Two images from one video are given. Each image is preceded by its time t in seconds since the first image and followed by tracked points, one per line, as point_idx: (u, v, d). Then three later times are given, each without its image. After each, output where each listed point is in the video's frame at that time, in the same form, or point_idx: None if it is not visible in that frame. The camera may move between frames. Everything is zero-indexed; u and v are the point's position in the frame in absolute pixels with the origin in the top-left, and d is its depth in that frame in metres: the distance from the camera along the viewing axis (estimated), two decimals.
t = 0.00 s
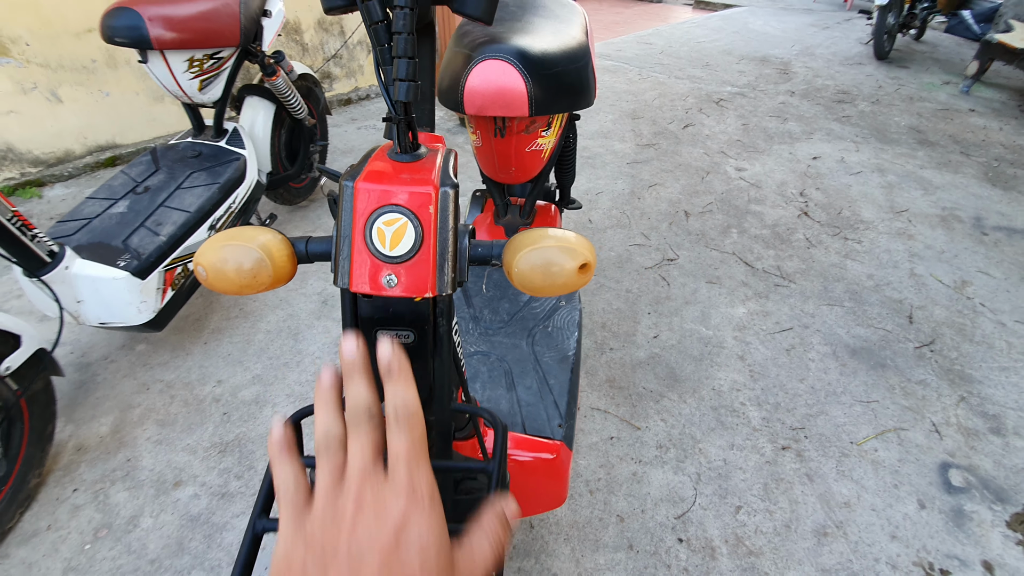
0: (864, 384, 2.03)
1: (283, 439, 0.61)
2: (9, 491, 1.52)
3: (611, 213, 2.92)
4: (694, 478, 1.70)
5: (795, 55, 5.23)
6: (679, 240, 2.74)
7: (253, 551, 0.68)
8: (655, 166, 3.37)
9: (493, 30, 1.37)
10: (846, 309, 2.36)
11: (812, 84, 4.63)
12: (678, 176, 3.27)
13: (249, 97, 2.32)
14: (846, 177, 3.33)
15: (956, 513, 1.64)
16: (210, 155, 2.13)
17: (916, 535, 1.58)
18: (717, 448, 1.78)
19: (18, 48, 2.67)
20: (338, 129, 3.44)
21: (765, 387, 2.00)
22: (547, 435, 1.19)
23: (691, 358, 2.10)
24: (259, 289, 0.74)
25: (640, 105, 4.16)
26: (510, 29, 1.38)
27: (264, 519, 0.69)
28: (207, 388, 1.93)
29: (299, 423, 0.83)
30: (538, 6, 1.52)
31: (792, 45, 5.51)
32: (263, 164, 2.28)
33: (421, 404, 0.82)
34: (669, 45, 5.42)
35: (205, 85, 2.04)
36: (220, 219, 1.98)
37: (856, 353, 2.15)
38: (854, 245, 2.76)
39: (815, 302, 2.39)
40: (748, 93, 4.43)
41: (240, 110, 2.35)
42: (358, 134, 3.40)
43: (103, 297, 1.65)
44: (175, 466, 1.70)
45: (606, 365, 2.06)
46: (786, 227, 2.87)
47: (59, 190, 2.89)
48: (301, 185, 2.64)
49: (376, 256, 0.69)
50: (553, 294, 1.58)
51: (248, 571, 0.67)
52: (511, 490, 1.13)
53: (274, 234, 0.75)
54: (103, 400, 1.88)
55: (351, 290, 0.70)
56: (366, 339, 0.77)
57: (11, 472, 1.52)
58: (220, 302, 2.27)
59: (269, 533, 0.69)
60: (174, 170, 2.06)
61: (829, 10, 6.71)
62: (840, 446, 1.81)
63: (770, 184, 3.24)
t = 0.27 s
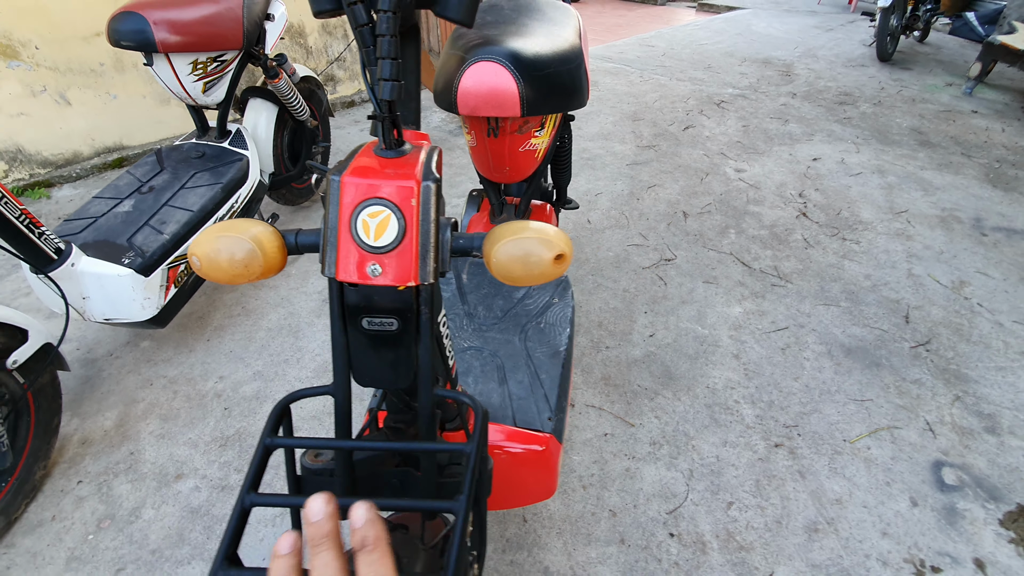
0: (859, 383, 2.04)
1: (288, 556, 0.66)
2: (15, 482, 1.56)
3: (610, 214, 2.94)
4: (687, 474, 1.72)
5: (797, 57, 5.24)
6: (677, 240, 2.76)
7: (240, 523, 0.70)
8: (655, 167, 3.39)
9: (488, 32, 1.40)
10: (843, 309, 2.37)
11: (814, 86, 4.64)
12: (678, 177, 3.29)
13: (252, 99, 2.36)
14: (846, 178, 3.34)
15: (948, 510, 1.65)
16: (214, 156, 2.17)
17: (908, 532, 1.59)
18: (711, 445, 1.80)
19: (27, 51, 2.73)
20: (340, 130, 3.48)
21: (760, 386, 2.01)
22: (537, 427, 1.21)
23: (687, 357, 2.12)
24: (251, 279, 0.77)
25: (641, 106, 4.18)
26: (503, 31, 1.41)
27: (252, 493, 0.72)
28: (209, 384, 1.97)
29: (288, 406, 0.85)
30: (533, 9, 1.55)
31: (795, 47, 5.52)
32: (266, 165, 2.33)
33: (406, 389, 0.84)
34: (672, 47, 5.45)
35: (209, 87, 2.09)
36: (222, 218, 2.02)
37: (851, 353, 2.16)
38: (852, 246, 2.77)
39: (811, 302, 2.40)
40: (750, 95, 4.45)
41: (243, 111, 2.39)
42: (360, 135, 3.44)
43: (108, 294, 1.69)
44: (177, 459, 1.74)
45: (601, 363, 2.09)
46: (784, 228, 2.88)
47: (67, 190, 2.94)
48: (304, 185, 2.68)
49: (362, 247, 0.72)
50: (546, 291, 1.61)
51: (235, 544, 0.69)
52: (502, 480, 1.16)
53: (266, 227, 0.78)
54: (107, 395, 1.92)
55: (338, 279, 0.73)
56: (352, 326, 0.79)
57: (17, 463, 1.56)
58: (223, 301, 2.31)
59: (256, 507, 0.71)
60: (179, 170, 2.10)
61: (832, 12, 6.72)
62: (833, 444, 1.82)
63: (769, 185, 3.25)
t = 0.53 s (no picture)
0: (856, 386, 2.05)
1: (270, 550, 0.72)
2: (20, 480, 1.58)
3: (609, 217, 2.96)
4: (682, 476, 1.73)
5: (800, 60, 5.25)
6: (676, 243, 2.78)
7: (230, 515, 0.73)
8: (655, 170, 3.41)
9: (484, 39, 1.43)
10: (841, 312, 2.38)
11: (816, 89, 4.65)
12: (678, 180, 3.31)
13: (256, 103, 2.39)
14: (846, 182, 3.34)
15: (943, 514, 1.65)
16: (217, 160, 2.20)
17: (902, 535, 1.60)
18: (706, 447, 1.81)
19: (35, 56, 2.77)
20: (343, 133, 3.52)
21: (756, 389, 2.03)
22: (530, 428, 1.23)
23: (684, 360, 2.13)
24: (243, 281, 0.79)
25: (642, 110, 4.20)
26: (499, 38, 1.43)
27: (242, 487, 0.74)
28: (210, 384, 2.00)
29: (280, 404, 0.88)
30: (530, 16, 1.57)
31: (797, 50, 5.53)
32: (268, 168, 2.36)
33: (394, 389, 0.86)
34: (674, 51, 5.46)
35: (213, 91, 2.12)
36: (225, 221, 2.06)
37: (849, 356, 2.17)
38: (851, 249, 2.77)
39: (809, 305, 2.41)
40: (751, 98, 4.46)
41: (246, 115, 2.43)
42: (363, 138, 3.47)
43: (112, 295, 1.72)
44: (178, 458, 1.77)
45: (599, 365, 2.10)
46: (784, 231, 2.89)
47: (73, 193, 2.97)
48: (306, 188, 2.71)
49: (350, 250, 0.75)
50: (542, 294, 1.63)
51: (224, 534, 0.72)
52: (495, 480, 1.17)
53: (260, 231, 0.81)
54: (111, 395, 1.95)
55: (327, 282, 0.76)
56: (341, 327, 0.82)
57: (22, 461, 1.59)
58: (225, 302, 2.34)
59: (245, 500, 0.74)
60: (182, 173, 2.13)
61: (836, 15, 6.72)
62: (828, 447, 1.83)
63: (769, 188, 3.26)
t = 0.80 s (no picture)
0: (858, 391, 2.06)
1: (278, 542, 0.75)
2: (32, 477, 1.61)
3: (613, 220, 2.97)
4: (683, 479, 1.74)
5: (806, 64, 5.24)
6: (679, 247, 2.79)
7: (236, 510, 0.75)
8: (659, 174, 3.42)
9: (487, 46, 1.45)
10: (844, 317, 2.38)
11: (822, 93, 4.64)
12: (682, 184, 3.31)
13: (263, 107, 2.43)
14: (852, 186, 3.34)
15: (943, 518, 1.66)
16: (225, 164, 2.24)
17: (902, 539, 1.60)
18: (707, 450, 1.83)
19: (49, 61, 2.83)
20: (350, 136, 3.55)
21: (758, 393, 2.03)
22: (530, 429, 1.25)
23: (686, 363, 2.14)
24: (250, 285, 0.81)
25: (647, 113, 4.21)
26: (502, 46, 1.45)
27: (249, 483, 0.76)
28: (218, 384, 2.03)
29: (285, 404, 0.90)
30: (533, 23, 1.59)
31: (804, 53, 5.52)
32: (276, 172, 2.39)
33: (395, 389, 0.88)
34: (679, 54, 5.47)
35: (222, 97, 2.15)
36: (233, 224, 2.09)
37: (851, 360, 2.18)
38: (855, 254, 2.77)
39: (812, 310, 2.42)
40: (757, 102, 4.46)
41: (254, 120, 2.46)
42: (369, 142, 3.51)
43: (123, 297, 1.75)
44: (186, 457, 1.80)
45: (601, 368, 2.12)
46: (788, 235, 2.90)
47: (85, 195, 3.02)
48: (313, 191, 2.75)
49: (352, 256, 0.77)
50: (543, 298, 1.65)
51: (231, 528, 0.74)
52: (496, 480, 1.19)
53: (266, 237, 0.83)
54: (121, 394, 1.99)
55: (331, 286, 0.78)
56: (344, 329, 0.84)
57: (35, 458, 1.63)
58: (233, 303, 2.37)
59: (251, 495, 0.76)
60: (192, 177, 2.17)
61: (843, 17, 6.70)
62: (830, 451, 1.84)
63: (774, 192, 3.27)
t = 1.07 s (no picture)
0: (878, 401, 2.04)
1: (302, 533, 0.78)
2: (64, 471, 1.67)
3: (629, 226, 2.98)
4: (697, 486, 1.75)
5: (829, 67, 5.19)
6: (696, 253, 2.79)
7: (262, 502, 0.79)
8: (676, 179, 3.42)
9: (504, 56, 1.48)
10: (865, 325, 2.36)
11: (844, 97, 4.59)
12: (700, 190, 3.31)
13: (287, 114, 2.49)
14: (874, 192, 3.30)
15: (963, 531, 1.64)
16: (251, 169, 2.30)
17: (920, 551, 1.59)
18: (722, 458, 1.83)
19: (84, 70, 2.94)
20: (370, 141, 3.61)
21: (775, 401, 2.03)
22: (543, 433, 1.27)
23: (701, 370, 2.14)
24: (276, 289, 0.85)
25: (666, 118, 4.21)
26: (519, 55, 1.48)
27: (274, 477, 0.80)
28: (241, 383, 2.09)
29: (308, 403, 0.94)
30: (550, 33, 1.62)
31: (827, 56, 5.46)
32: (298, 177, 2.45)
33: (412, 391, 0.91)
34: (699, 58, 5.45)
35: (248, 105, 2.22)
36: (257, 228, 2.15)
37: (871, 369, 2.15)
38: (877, 261, 2.74)
39: (831, 317, 2.40)
40: (777, 106, 4.42)
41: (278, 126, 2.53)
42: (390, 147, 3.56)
43: (152, 298, 1.82)
44: (210, 454, 1.85)
45: (616, 373, 2.13)
46: (807, 242, 2.88)
47: (116, 199, 3.12)
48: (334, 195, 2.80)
49: (372, 263, 0.80)
50: (558, 303, 1.67)
51: (258, 519, 0.77)
52: (510, 482, 1.22)
53: (292, 244, 0.87)
54: (149, 392, 2.06)
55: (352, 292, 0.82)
56: (364, 333, 0.87)
57: (67, 453, 1.69)
58: (256, 305, 2.44)
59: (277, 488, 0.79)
60: (218, 182, 2.23)
61: (868, 19, 6.61)
62: (848, 461, 1.83)
63: (793, 198, 3.24)
